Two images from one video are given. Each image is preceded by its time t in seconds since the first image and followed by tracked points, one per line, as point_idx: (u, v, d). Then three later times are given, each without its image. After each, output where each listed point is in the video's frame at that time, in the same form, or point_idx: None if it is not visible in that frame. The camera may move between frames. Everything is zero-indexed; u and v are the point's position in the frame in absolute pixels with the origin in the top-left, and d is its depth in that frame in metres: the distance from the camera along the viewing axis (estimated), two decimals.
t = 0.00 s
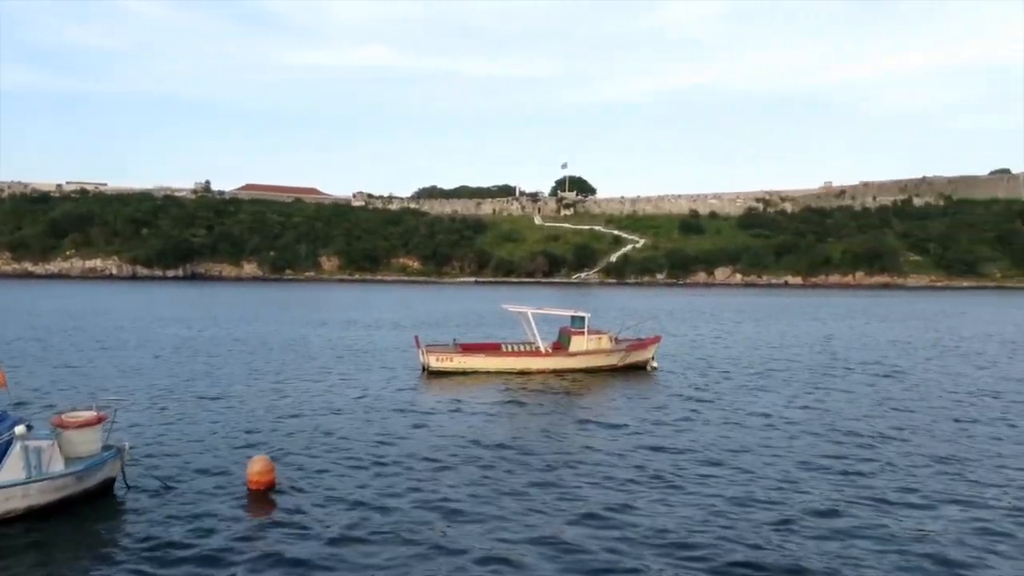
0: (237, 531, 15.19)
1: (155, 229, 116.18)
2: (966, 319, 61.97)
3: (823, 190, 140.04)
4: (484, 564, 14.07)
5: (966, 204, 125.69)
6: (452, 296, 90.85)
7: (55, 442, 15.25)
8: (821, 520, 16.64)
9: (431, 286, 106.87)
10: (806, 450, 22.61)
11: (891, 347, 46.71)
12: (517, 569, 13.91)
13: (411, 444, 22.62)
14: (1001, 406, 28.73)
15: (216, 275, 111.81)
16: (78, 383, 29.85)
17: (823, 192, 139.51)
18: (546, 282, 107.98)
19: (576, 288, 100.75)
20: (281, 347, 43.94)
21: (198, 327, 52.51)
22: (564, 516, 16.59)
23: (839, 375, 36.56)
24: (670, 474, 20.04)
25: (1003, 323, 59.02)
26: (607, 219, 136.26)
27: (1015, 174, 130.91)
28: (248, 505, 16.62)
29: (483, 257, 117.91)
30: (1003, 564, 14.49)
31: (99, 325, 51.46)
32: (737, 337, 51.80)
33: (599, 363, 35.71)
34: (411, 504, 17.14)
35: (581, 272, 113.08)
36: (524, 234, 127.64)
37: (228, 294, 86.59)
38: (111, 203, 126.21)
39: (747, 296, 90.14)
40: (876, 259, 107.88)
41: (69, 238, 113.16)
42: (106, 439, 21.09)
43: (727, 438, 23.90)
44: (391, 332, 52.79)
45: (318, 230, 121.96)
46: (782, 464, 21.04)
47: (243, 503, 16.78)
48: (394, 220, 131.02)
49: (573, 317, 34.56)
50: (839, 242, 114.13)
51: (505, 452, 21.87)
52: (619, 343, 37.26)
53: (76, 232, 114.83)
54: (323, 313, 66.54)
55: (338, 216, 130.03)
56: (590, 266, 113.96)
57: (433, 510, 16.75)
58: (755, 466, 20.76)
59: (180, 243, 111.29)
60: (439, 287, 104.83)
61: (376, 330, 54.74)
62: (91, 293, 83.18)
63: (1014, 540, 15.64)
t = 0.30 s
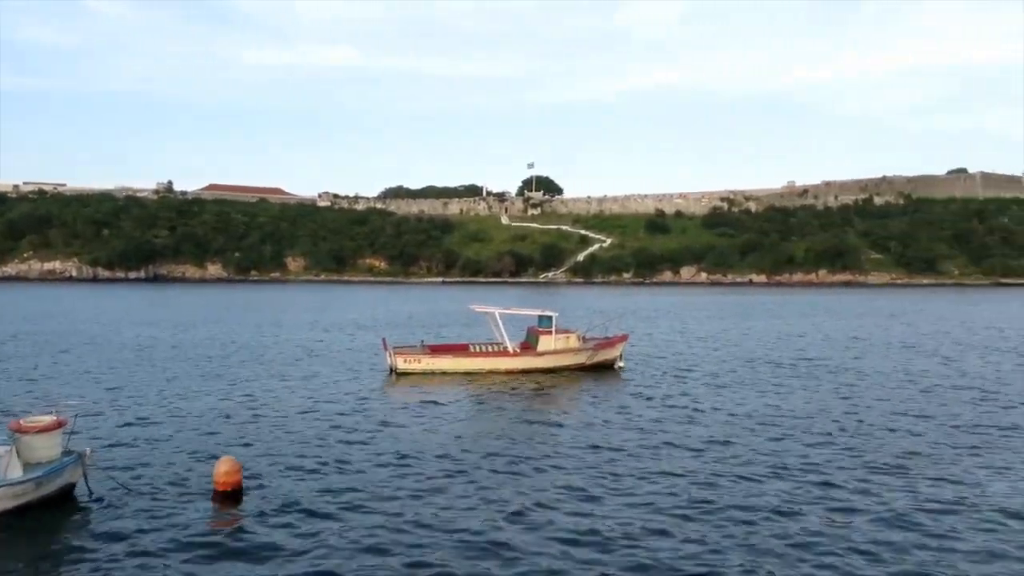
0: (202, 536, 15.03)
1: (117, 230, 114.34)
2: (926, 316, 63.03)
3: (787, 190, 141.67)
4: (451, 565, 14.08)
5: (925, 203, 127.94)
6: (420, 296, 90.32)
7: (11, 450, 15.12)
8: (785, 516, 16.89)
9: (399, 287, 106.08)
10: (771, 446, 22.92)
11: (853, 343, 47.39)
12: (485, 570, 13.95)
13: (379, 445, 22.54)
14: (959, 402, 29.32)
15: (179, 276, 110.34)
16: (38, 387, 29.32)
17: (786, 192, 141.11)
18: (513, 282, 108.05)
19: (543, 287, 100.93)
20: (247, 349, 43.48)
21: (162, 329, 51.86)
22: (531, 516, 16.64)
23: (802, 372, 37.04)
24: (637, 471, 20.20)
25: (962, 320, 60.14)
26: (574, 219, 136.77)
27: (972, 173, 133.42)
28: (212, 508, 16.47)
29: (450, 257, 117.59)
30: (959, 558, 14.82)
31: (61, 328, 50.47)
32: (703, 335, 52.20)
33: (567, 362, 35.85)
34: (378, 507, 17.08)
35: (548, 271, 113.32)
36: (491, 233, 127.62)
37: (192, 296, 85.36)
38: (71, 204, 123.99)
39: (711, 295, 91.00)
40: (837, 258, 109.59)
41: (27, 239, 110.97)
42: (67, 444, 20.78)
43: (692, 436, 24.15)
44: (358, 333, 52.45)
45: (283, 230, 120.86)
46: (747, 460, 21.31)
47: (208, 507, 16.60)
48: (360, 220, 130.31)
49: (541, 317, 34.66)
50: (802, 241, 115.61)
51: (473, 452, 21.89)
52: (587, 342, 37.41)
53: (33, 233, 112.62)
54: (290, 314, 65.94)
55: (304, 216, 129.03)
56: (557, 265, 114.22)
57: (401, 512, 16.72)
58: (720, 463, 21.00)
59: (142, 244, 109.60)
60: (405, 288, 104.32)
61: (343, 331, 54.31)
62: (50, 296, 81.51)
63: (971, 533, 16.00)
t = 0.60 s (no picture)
0: (163, 548, 14.80)
1: (76, 233, 112.27)
2: (886, 317, 64.15)
3: (750, 192, 143.23)
4: (418, 570, 14.13)
5: (884, 206, 130.21)
6: (386, 299, 89.78)
7: None
8: (750, 517, 17.05)
9: (364, 290, 105.30)
10: (734, 446, 23.20)
11: (815, 344, 48.14)
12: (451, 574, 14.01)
13: (344, 451, 22.37)
14: (918, 402, 29.86)
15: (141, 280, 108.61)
16: None
17: (749, 193, 142.61)
18: (480, 285, 107.93)
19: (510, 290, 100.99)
20: (211, 354, 42.96)
21: (122, 334, 51.04)
22: (500, 522, 16.62)
23: (765, 373, 37.55)
24: (605, 474, 20.29)
25: (920, 320, 61.35)
26: (540, 221, 137.06)
27: (930, 176, 136.01)
28: (175, 516, 16.32)
29: (417, 260, 117.08)
30: (915, 554, 15.24)
31: (19, 333, 49.43)
32: (668, 337, 52.71)
33: (534, 364, 35.95)
34: (345, 513, 16.95)
35: (515, 274, 113.35)
36: (458, 236, 127.39)
37: (152, 300, 84.05)
38: (28, 206, 121.52)
39: (676, 297, 91.69)
40: (800, 259, 111.06)
41: None
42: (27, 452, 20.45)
43: (658, 437, 24.39)
44: (324, 337, 52.08)
45: (247, 233, 119.54)
46: (711, 461, 21.52)
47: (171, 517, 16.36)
48: (325, 223, 129.34)
49: (507, 320, 34.74)
50: (766, 243, 116.97)
51: (441, 456, 21.93)
52: (554, 344, 37.54)
53: None
54: (255, 318, 65.29)
55: (268, 219, 127.80)
56: (523, 267, 114.31)
57: (368, 519, 16.62)
58: (686, 465, 21.16)
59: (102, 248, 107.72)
60: (372, 291, 103.67)
61: (309, 335, 53.93)
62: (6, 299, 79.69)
63: (928, 532, 16.33)
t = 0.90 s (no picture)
0: (116, 568, 14.42)
1: (30, 238, 109.85)
2: (845, 322, 65.14)
3: (712, 198, 144.81)
4: None
5: (842, 212, 132.55)
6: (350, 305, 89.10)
7: None
8: (711, 522, 17.17)
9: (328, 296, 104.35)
10: (698, 451, 23.40)
11: (777, 349, 48.75)
12: None
13: (306, 460, 22.06)
14: (877, 406, 30.31)
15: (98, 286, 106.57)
16: None
17: (711, 200, 144.17)
18: (445, 291, 107.62)
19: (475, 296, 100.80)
20: (171, 361, 42.21)
21: (77, 341, 49.99)
22: (462, 532, 16.47)
23: (728, 378, 37.94)
24: (569, 481, 20.24)
25: (877, 325, 62.48)
26: (505, 226, 137.20)
27: (886, 183, 138.70)
28: (133, 532, 16.02)
29: (381, 266, 116.38)
30: (872, 556, 15.53)
31: None
32: (633, 342, 53.01)
33: (498, 370, 35.88)
34: (305, 526, 16.66)
35: (480, 279, 113.23)
36: (422, 241, 126.98)
37: (109, 306, 82.49)
38: None
39: (640, 302, 92.34)
40: (760, 265, 112.50)
41: None
42: None
43: (623, 442, 24.50)
44: (286, 343, 51.47)
45: (208, 238, 117.91)
46: (675, 466, 21.69)
47: (124, 535, 15.96)
48: (288, 228, 128.05)
49: (472, 326, 34.64)
50: (727, 249, 118.27)
51: (406, 464, 21.81)
52: (519, 351, 37.51)
53: None
54: (215, 324, 64.41)
55: (230, 224, 126.26)
56: (488, 273, 114.24)
57: (329, 531, 16.36)
58: (649, 471, 21.21)
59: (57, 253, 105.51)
60: (335, 296, 102.81)
61: (271, 341, 53.28)
62: None
63: (885, 534, 16.65)
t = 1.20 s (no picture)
0: None
1: None
2: (805, 328, 66.15)
3: (673, 205, 146.21)
4: None
5: (800, 220, 134.71)
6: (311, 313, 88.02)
7: None
8: (672, 527, 17.43)
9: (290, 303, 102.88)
10: (659, 457, 23.65)
11: (737, 355, 49.36)
12: None
13: (265, 469, 21.84)
14: (835, 412, 30.82)
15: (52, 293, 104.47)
16: None
17: (673, 207, 145.50)
18: (407, 298, 107.13)
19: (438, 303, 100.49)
20: (128, 369, 41.50)
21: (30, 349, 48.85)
22: (424, 540, 16.38)
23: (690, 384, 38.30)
24: (531, 489, 20.24)
25: (835, 331, 63.55)
26: (468, 233, 137.07)
27: (843, 192, 141.32)
28: (86, 542, 15.87)
29: (343, 273, 115.45)
30: (827, 557, 15.92)
31: None
32: (596, 349, 53.31)
33: (461, 379, 35.84)
34: (263, 537, 16.44)
35: (443, 286, 112.94)
36: (385, 248, 126.30)
37: (63, 314, 80.56)
38: None
39: (603, 309, 92.97)
40: (721, 271, 113.85)
41: None
42: None
43: (586, 448, 24.67)
44: (247, 351, 50.77)
45: (166, 244, 116.06)
46: (638, 472, 21.89)
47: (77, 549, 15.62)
48: (248, 234, 126.51)
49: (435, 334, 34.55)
50: (689, 255, 119.41)
51: (368, 472, 21.76)
52: (482, 359, 37.49)
53: None
54: (174, 332, 63.38)
55: (189, 230, 124.45)
56: (451, 279, 114.03)
57: (288, 541, 16.24)
58: (611, 477, 21.31)
59: (9, 259, 103.14)
60: (297, 305, 101.45)
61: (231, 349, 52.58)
62: None
63: (840, 536, 17.04)
